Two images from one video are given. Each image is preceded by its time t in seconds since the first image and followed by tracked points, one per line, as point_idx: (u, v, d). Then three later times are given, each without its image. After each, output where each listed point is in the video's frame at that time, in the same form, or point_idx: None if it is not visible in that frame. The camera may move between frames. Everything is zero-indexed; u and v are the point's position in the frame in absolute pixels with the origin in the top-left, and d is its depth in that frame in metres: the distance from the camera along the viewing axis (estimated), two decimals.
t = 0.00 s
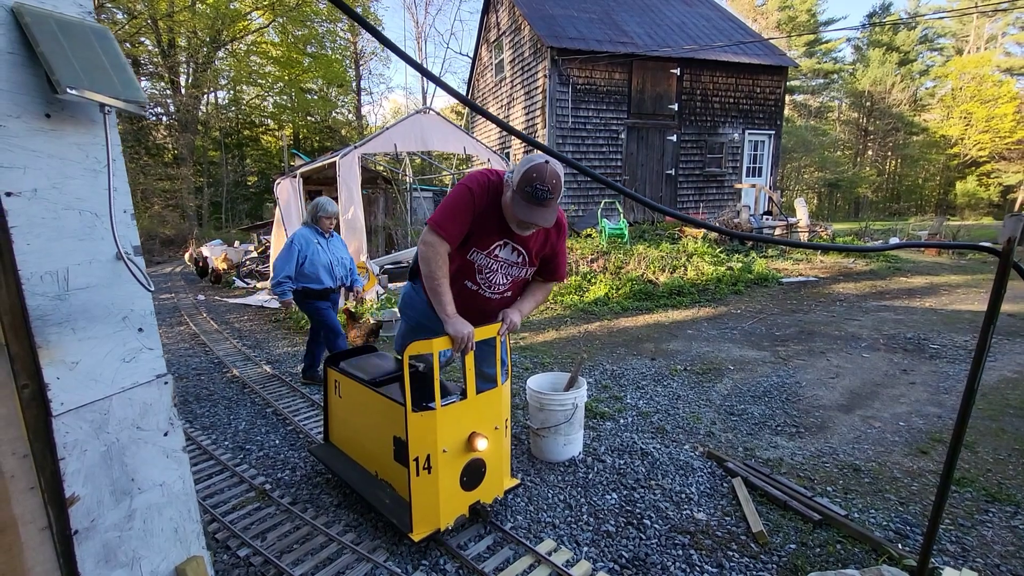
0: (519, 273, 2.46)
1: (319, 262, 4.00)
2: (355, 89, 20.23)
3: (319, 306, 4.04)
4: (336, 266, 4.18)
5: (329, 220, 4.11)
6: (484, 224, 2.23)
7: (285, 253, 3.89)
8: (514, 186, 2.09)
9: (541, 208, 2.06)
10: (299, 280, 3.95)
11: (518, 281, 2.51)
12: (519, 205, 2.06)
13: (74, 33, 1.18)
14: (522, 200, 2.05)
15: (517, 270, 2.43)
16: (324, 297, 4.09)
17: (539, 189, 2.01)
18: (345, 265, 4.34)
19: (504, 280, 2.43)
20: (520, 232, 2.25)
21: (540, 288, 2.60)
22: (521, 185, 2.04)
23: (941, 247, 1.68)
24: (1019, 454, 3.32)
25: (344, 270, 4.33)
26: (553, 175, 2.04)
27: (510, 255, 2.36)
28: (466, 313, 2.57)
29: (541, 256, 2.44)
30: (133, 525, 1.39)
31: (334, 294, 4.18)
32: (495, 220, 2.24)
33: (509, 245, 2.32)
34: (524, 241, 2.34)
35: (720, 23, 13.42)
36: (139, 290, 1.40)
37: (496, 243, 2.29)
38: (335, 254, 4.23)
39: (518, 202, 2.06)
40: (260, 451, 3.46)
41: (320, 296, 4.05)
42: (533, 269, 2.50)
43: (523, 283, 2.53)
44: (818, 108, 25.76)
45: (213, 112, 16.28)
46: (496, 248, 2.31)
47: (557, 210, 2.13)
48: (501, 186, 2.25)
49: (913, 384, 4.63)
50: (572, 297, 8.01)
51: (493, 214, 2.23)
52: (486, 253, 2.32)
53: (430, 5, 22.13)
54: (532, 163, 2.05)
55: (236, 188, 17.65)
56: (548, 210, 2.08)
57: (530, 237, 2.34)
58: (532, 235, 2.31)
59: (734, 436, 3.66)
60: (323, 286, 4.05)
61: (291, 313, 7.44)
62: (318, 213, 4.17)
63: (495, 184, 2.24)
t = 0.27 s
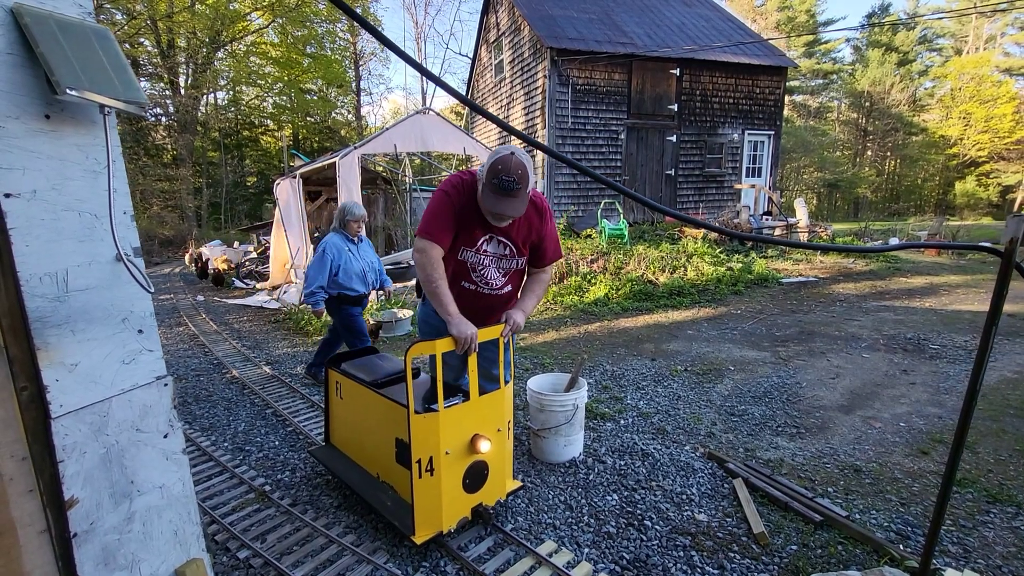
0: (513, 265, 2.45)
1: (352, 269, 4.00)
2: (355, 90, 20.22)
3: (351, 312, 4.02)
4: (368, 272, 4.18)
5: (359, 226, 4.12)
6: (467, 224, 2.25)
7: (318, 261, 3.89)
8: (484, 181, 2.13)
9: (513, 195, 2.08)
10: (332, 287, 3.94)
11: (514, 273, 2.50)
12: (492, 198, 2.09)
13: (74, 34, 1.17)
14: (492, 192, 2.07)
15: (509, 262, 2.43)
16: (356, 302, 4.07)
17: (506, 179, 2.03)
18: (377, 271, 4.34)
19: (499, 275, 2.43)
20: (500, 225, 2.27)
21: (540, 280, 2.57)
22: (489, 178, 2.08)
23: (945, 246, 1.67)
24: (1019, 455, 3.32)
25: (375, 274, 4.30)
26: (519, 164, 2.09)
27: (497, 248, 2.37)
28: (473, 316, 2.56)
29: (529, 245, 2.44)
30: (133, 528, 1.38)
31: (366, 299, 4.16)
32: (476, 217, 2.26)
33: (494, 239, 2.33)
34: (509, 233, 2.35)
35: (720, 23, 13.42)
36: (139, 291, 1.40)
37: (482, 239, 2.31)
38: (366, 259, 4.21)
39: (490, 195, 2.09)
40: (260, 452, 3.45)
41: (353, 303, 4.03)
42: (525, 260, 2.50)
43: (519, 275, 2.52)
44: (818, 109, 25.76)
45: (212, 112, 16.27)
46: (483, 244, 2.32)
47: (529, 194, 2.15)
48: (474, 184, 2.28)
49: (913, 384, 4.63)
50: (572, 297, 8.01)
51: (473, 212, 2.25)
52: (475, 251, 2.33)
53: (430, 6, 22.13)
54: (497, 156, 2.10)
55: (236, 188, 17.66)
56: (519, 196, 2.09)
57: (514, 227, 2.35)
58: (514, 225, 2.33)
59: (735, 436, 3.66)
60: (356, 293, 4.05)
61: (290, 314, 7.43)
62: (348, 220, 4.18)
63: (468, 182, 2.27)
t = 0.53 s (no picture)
0: (507, 247, 2.44)
1: (386, 266, 4.01)
2: (355, 90, 20.20)
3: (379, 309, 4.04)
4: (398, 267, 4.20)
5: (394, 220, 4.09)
6: (455, 215, 2.25)
7: (356, 255, 3.86)
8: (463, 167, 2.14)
9: (494, 173, 2.08)
10: (369, 283, 3.95)
11: (509, 255, 2.47)
12: (475, 180, 2.08)
13: (71, 32, 1.17)
14: (472, 175, 2.09)
15: (503, 245, 2.41)
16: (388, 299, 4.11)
17: (484, 159, 2.05)
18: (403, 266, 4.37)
19: (495, 259, 2.40)
20: (486, 208, 2.26)
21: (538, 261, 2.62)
22: (467, 162, 2.09)
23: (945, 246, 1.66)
24: (1020, 455, 3.31)
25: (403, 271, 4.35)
26: (495, 143, 2.07)
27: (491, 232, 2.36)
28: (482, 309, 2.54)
29: (520, 224, 2.44)
30: (130, 528, 1.37)
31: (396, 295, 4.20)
32: (462, 205, 2.26)
33: (486, 223, 2.33)
34: (496, 214, 2.34)
35: (720, 23, 13.40)
36: (136, 291, 1.39)
37: (471, 226, 2.30)
38: (398, 255, 4.24)
39: (473, 178, 2.09)
40: (259, 452, 3.45)
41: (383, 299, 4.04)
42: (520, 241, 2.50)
43: (515, 256, 2.51)
44: (818, 109, 25.76)
45: (212, 112, 16.28)
46: (473, 230, 2.31)
47: (510, 170, 2.14)
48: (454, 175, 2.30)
49: (913, 385, 4.61)
50: (572, 297, 8.00)
51: (460, 202, 2.25)
52: (468, 240, 2.32)
53: (430, 6, 22.12)
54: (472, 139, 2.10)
55: (236, 188, 17.65)
56: (501, 175, 2.09)
57: (500, 209, 2.34)
58: (499, 207, 2.32)
59: (736, 436, 3.65)
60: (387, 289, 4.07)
61: (290, 313, 7.43)
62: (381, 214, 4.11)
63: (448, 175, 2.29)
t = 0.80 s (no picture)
0: (505, 237, 2.43)
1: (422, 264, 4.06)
2: (354, 89, 20.16)
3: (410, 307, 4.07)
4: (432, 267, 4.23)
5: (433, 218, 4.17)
6: (454, 201, 2.28)
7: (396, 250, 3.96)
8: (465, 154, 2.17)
9: (495, 159, 2.12)
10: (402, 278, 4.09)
11: (508, 245, 2.46)
12: (476, 166, 2.13)
13: (69, 29, 1.16)
14: (475, 160, 2.12)
15: (502, 233, 2.41)
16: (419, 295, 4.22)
17: (486, 143, 2.08)
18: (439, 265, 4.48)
19: (493, 248, 2.39)
20: (486, 196, 2.28)
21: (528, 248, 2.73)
22: (469, 148, 2.13)
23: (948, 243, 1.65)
24: (1021, 453, 3.31)
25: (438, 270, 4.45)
26: (497, 130, 2.12)
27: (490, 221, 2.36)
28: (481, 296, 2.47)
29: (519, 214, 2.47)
30: (129, 526, 1.37)
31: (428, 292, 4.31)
32: (462, 193, 2.29)
33: (485, 211, 2.32)
34: (496, 204, 2.35)
35: (720, 22, 13.38)
36: (135, 289, 1.39)
37: (469, 213, 2.30)
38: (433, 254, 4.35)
39: (474, 164, 2.13)
40: (259, 451, 3.45)
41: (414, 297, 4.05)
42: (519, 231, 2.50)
43: (515, 246, 2.50)
44: (818, 107, 25.76)
45: (212, 112, 16.27)
46: (472, 217, 2.32)
47: (512, 159, 2.19)
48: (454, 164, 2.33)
49: (914, 383, 4.61)
50: (572, 296, 7.99)
51: (460, 189, 2.28)
52: (466, 227, 2.32)
53: (429, 5, 22.09)
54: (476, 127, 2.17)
55: (235, 188, 17.63)
56: (503, 162, 2.13)
57: (500, 198, 2.37)
58: (499, 196, 2.35)
59: (736, 435, 3.65)
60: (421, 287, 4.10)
61: (290, 313, 7.42)
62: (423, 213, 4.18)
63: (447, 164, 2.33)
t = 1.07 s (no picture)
0: (520, 239, 2.41)
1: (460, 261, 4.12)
2: (354, 87, 20.11)
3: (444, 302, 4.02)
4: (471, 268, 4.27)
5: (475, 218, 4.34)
6: (467, 202, 2.28)
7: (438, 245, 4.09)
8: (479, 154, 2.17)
9: (509, 159, 2.12)
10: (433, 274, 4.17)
11: (523, 247, 2.43)
12: (490, 167, 2.12)
13: (67, 24, 1.15)
14: (487, 159, 2.12)
15: (516, 235, 2.38)
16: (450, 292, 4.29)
17: (497, 142, 2.09)
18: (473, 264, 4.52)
19: (505, 249, 2.37)
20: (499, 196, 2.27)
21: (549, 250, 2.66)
22: (483, 148, 2.12)
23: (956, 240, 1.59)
24: (1021, 450, 3.30)
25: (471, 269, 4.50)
26: (512, 130, 2.10)
27: (503, 222, 2.34)
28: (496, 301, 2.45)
29: (536, 214, 2.43)
30: (131, 524, 1.37)
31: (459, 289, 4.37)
32: (476, 193, 2.29)
33: (498, 212, 2.31)
34: (510, 205, 2.33)
35: (720, 19, 13.35)
36: (135, 285, 1.38)
37: (482, 214, 2.30)
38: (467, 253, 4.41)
39: (488, 165, 2.12)
40: (259, 449, 3.45)
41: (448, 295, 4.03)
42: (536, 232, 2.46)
43: (530, 249, 2.46)
44: (818, 105, 25.74)
45: (211, 110, 16.24)
46: (485, 218, 2.31)
47: (525, 158, 2.18)
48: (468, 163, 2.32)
49: (914, 380, 4.61)
50: (572, 294, 7.99)
51: (473, 189, 2.28)
52: (480, 228, 2.32)
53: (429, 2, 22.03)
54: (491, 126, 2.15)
55: (235, 186, 17.60)
56: (514, 161, 2.12)
57: (515, 200, 2.35)
58: (514, 197, 2.33)
59: (736, 432, 3.65)
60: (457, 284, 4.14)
61: (290, 311, 7.42)
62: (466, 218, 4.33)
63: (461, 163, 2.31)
